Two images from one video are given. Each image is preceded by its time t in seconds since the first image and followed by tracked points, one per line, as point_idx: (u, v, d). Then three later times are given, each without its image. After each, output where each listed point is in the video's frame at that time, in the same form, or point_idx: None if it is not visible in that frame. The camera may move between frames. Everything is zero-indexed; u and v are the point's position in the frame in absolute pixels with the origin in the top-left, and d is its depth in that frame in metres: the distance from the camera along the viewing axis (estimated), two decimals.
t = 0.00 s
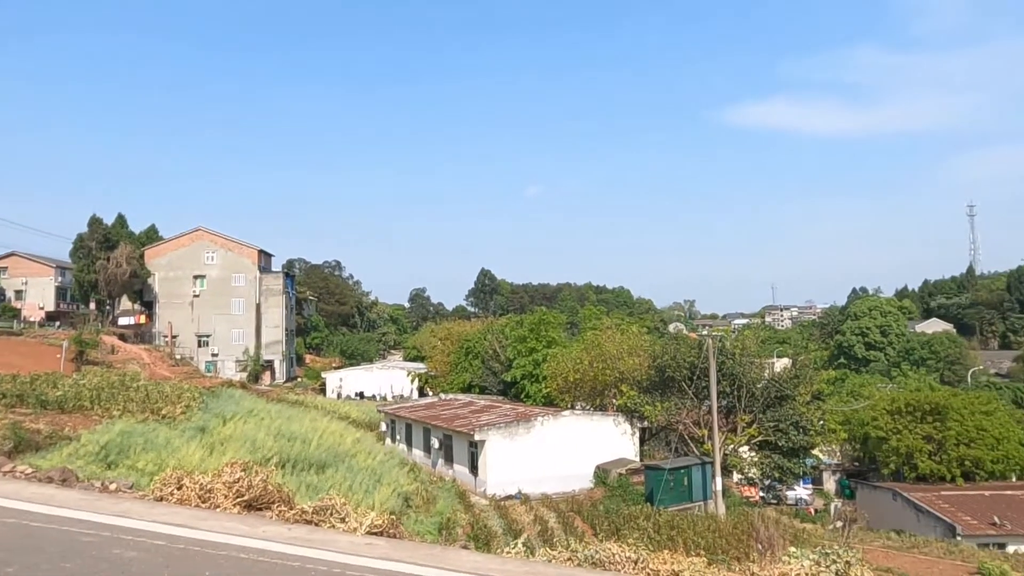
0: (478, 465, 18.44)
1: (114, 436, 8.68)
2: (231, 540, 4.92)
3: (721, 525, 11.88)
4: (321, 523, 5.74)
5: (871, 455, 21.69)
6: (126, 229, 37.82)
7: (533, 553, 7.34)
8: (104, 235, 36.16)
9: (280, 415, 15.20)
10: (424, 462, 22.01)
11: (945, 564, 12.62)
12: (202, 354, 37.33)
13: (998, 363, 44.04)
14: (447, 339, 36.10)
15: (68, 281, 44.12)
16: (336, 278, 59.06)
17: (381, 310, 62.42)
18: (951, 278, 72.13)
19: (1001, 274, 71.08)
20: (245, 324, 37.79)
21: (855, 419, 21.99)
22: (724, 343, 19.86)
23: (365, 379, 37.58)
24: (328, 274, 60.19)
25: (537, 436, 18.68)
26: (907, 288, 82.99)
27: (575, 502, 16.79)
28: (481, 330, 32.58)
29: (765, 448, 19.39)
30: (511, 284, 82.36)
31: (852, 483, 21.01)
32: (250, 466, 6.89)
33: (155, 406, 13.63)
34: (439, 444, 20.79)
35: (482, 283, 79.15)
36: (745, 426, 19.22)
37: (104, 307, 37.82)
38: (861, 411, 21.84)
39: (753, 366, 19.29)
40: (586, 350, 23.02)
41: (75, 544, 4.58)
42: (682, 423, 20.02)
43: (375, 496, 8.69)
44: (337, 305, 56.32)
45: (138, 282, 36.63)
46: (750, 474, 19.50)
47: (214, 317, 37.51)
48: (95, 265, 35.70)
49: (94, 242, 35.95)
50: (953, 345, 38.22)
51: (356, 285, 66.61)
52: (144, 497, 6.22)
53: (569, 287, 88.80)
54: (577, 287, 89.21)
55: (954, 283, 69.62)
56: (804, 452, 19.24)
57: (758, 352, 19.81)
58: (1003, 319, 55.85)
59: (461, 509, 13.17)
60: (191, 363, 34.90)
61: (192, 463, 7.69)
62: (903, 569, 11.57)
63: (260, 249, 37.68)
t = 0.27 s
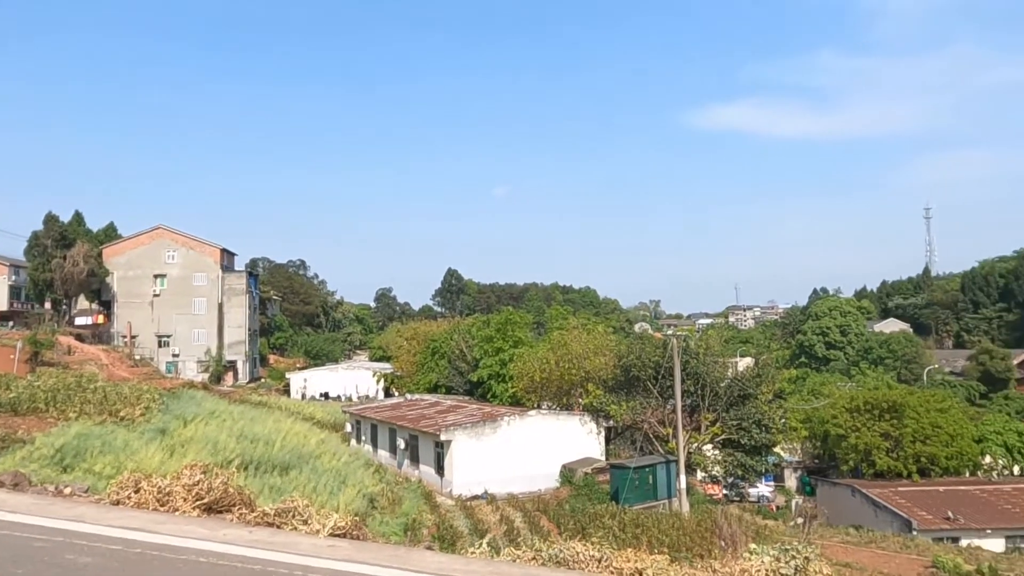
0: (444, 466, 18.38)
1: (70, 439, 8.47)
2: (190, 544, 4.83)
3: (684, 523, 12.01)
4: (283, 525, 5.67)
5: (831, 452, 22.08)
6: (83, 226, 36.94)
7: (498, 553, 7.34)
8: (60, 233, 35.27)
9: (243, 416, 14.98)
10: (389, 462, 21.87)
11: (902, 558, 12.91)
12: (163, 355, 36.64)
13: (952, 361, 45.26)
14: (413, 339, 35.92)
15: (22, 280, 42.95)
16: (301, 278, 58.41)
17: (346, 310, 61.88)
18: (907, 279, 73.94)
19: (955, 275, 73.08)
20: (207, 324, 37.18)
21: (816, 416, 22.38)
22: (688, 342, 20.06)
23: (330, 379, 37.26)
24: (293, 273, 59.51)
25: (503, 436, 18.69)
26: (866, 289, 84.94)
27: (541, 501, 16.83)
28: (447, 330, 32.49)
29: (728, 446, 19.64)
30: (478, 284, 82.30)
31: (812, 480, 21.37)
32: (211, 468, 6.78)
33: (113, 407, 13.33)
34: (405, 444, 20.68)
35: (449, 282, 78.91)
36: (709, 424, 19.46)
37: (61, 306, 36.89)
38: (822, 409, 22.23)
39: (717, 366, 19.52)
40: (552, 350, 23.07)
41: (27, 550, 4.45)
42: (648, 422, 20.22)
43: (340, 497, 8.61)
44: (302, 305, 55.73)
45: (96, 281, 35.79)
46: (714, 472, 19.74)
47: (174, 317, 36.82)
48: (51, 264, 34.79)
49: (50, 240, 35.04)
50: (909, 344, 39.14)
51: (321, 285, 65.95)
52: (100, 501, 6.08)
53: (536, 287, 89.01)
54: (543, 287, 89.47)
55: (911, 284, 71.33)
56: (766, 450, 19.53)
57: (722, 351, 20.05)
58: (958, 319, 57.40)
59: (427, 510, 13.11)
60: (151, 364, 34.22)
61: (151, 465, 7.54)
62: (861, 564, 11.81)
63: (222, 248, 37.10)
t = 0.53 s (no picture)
0: (414, 470, 18.29)
1: (29, 445, 8.27)
2: (152, 552, 4.73)
3: (654, 524, 12.08)
4: (248, 532, 5.59)
5: (797, 453, 22.35)
6: (44, 228, 36.16)
7: (466, 557, 7.34)
8: (20, 235, 34.44)
9: (209, 421, 14.74)
10: (358, 467, 21.68)
11: (867, 557, 13.12)
12: (126, 359, 35.99)
13: (914, 363, 46.24)
14: (383, 342, 35.70)
15: None
16: (269, 281, 57.76)
17: (315, 314, 61.29)
18: (871, 282, 75.42)
19: (917, 279, 74.74)
20: (172, 328, 36.61)
21: (782, 418, 22.67)
22: (657, 345, 20.21)
23: (298, 384, 36.91)
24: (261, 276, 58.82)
25: (473, 440, 18.66)
26: (831, 293, 86.52)
27: (512, 504, 16.82)
28: (418, 333, 32.36)
29: (696, 448, 19.82)
30: (448, 287, 82.12)
31: (779, 480, 21.63)
32: (174, 474, 6.66)
33: (74, 413, 13.03)
34: (375, 448, 20.54)
35: (419, 286, 78.62)
36: (678, 426, 19.61)
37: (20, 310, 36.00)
38: (788, 411, 22.53)
39: (685, 368, 19.70)
40: (523, 353, 23.09)
41: None
42: (617, 424, 20.33)
43: (308, 503, 8.51)
44: (270, 308, 55.12)
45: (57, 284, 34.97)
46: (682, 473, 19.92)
47: (138, 321, 36.17)
48: (10, 266, 33.93)
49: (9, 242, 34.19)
50: (873, 346, 39.95)
51: (289, 288, 65.26)
52: (60, 509, 5.95)
53: (507, 290, 89.05)
54: (514, 290, 89.57)
55: (874, 288, 72.79)
56: (733, 451, 19.74)
57: (690, 354, 20.24)
58: (920, 321, 58.65)
59: (397, 514, 13.02)
60: (114, 369, 33.57)
61: (114, 472, 7.39)
62: (827, 563, 11.98)
63: (188, 251, 36.54)
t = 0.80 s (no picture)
0: (381, 473, 18.17)
1: None
2: (109, 558, 4.64)
3: (621, 525, 12.15)
4: (209, 537, 5.51)
5: (761, 453, 22.65)
6: None
7: (433, 560, 7.32)
8: None
9: (171, 425, 14.46)
10: (325, 470, 21.47)
11: (828, 555, 13.34)
12: (86, 362, 35.22)
13: (874, 364, 47.22)
14: (351, 344, 35.42)
15: None
16: (234, 282, 56.98)
17: (281, 315, 60.58)
18: (833, 285, 76.85)
19: (877, 282, 76.33)
20: (134, 329, 35.89)
21: (747, 419, 22.96)
22: (624, 347, 20.34)
23: (263, 386, 36.47)
24: (226, 277, 58.00)
25: (441, 442, 18.59)
26: (795, 296, 88.04)
27: (479, 506, 16.80)
28: (385, 335, 32.18)
29: (663, 449, 19.98)
30: (417, 289, 81.84)
31: (743, 481, 21.90)
32: (134, 479, 6.53)
33: (30, 417, 12.69)
34: (341, 451, 20.36)
35: (387, 287, 78.22)
36: (644, 427, 19.75)
37: None
38: (753, 412, 22.83)
39: (652, 370, 19.85)
40: (491, 355, 23.08)
41: None
42: (585, 426, 20.43)
43: (272, 507, 8.41)
44: (235, 309, 54.37)
45: (13, 284, 34.06)
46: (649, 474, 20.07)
47: (99, 323, 35.42)
48: None
49: None
50: (835, 347, 40.76)
51: (255, 289, 64.46)
52: (13, 516, 5.80)
53: (475, 292, 89.01)
54: (483, 292, 89.56)
55: (836, 291, 74.24)
56: (699, 452, 19.94)
57: (657, 356, 20.40)
58: (880, 324, 59.89)
59: (364, 518, 12.91)
60: (73, 371, 32.82)
61: (70, 477, 7.21)
62: (790, 561, 12.15)
63: (150, 251, 35.87)
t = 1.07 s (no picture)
0: (344, 471, 18.03)
1: None
2: (58, 560, 4.53)
3: (584, 522, 12.23)
4: (164, 538, 5.42)
5: (722, 450, 22.96)
6: None
7: (392, 560, 7.30)
8: None
9: (128, 423, 14.15)
10: (286, 469, 21.21)
11: (786, 550, 13.58)
12: (38, 359, 34.30)
13: (832, 363, 48.17)
14: (313, 341, 35.03)
15: None
16: (194, 279, 55.97)
17: (243, 312, 59.67)
18: (793, 285, 78.26)
19: (835, 282, 77.90)
20: (89, 326, 35.05)
21: (708, 417, 23.27)
22: (588, 345, 20.47)
23: (223, 384, 35.89)
24: (185, 273, 56.94)
25: (405, 441, 18.50)
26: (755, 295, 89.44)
27: (443, 505, 16.76)
28: (349, 332, 31.93)
29: (626, 446, 20.14)
30: (381, 286, 81.30)
31: (704, 477, 22.17)
32: (86, 479, 6.38)
33: None
34: (303, 450, 20.13)
35: (351, 284, 77.58)
36: (608, 425, 19.90)
37: None
38: (714, 410, 23.12)
39: (616, 368, 19.99)
40: (455, 353, 23.03)
41: None
42: (549, 424, 20.51)
43: (231, 507, 8.28)
44: (194, 306, 53.42)
45: None
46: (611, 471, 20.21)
47: (52, 319, 34.54)
48: None
49: None
50: (794, 346, 41.61)
51: (216, 286, 63.40)
52: None
53: (441, 289, 88.73)
54: (448, 290, 89.32)
55: (796, 290, 75.66)
56: (661, 449, 20.15)
57: (621, 354, 20.56)
58: (837, 323, 61.10)
59: (326, 517, 12.78)
60: (25, 369, 31.93)
61: (21, 478, 7.02)
62: (749, 556, 12.35)
63: (107, 246, 35.06)
